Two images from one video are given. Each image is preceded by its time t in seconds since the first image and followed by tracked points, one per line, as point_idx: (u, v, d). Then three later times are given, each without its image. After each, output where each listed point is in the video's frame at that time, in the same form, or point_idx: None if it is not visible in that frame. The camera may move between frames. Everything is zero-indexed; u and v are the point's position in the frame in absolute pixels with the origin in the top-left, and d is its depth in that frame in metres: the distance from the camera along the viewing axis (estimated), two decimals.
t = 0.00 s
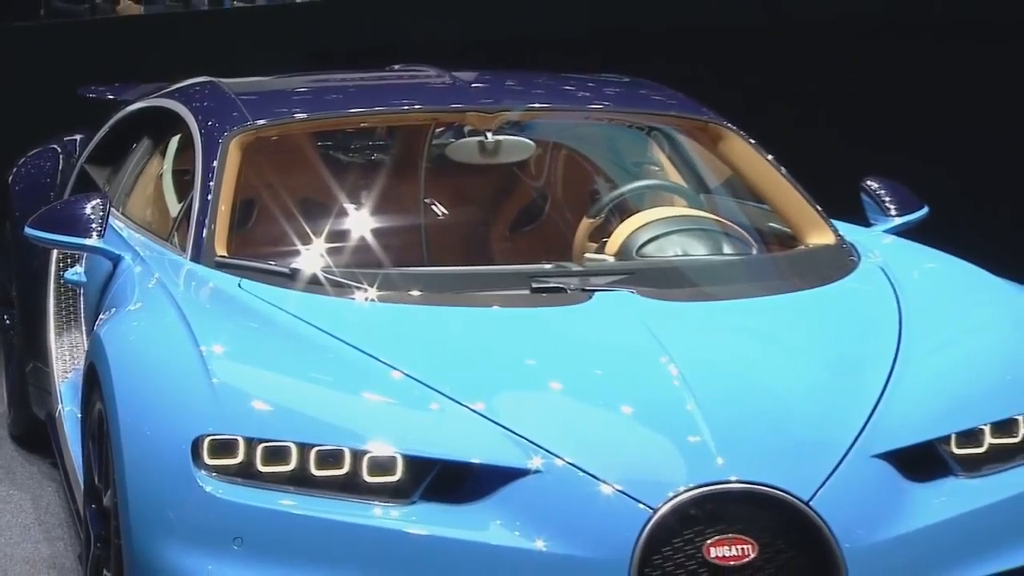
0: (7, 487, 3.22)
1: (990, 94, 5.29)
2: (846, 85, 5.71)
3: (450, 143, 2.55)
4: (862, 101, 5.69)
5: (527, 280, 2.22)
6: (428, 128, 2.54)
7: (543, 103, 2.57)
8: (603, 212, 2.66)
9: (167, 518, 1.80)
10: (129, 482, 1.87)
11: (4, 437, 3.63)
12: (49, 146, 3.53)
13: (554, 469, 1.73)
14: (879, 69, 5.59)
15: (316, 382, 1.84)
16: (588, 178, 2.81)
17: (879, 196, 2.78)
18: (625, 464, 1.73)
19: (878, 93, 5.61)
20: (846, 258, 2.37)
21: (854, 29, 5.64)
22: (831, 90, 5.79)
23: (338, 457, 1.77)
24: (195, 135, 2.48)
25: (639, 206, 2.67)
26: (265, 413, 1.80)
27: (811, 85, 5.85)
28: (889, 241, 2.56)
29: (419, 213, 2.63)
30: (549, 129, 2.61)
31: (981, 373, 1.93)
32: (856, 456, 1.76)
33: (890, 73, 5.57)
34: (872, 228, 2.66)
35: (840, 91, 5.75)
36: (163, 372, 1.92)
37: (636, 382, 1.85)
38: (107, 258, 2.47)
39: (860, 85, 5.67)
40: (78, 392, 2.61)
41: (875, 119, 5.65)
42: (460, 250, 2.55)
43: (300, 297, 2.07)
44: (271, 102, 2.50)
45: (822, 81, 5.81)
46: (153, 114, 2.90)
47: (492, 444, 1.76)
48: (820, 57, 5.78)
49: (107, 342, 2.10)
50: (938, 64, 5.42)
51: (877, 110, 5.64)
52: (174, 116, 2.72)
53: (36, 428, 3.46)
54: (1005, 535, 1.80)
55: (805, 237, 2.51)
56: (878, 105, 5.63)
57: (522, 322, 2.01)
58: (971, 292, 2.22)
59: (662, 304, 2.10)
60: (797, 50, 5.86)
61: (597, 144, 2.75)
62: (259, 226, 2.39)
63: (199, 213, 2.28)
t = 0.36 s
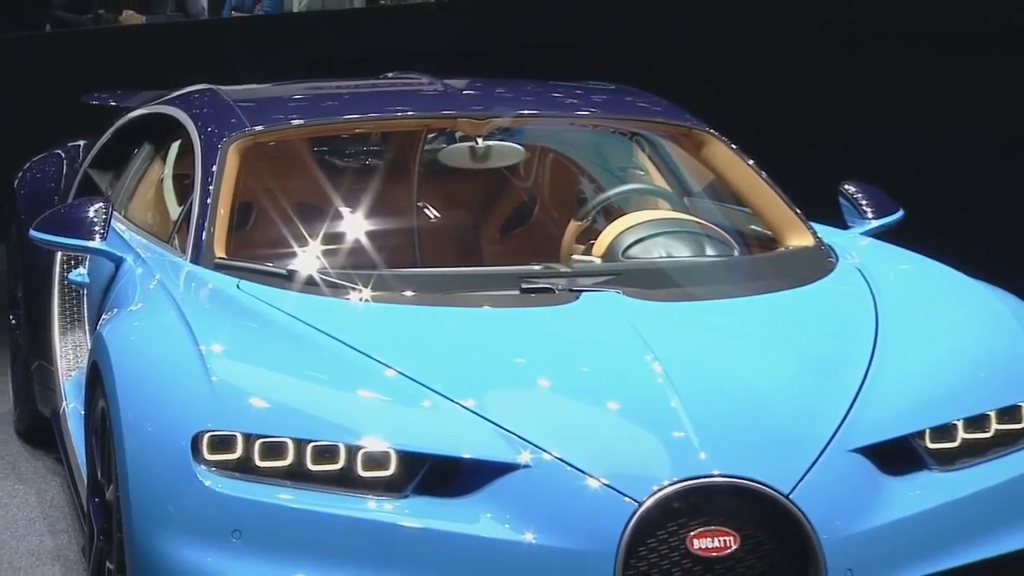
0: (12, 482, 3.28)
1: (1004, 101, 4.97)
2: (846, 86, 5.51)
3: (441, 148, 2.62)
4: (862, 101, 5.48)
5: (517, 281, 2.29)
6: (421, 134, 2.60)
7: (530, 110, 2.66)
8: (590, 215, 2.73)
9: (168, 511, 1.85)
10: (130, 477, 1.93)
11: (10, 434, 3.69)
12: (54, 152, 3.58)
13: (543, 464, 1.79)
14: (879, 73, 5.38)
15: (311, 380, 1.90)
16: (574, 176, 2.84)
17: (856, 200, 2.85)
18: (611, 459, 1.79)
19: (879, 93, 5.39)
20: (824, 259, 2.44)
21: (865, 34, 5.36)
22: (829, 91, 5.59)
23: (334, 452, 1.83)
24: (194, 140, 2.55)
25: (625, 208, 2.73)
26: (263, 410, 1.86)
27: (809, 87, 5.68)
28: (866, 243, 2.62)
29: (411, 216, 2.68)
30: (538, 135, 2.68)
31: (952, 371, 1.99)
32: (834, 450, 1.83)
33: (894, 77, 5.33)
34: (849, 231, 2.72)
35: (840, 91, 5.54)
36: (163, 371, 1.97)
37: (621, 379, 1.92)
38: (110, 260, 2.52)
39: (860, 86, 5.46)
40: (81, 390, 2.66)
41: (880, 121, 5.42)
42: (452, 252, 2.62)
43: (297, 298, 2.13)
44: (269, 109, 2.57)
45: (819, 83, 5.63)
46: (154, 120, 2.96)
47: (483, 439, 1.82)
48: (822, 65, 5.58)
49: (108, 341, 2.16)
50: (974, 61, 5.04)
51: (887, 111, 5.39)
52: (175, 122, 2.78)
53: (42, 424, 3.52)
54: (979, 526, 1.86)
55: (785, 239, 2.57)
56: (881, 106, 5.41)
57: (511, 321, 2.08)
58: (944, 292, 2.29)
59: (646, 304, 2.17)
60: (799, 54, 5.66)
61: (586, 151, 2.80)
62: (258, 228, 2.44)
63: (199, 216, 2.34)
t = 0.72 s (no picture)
0: (13, 477, 3.34)
1: (1001, 108, 4.61)
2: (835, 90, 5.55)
3: (428, 153, 2.69)
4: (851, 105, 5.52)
5: (502, 282, 2.35)
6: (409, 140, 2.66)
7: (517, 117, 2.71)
8: (574, 219, 2.80)
9: (164, 505, 1.91)
10: (128, 472, 1.99)
11: (10, 431, 3.74)
12: (54, 157, 3.64)
13: (527, 459, 1.85)
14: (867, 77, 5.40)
15: (303, 378, 1.96)
16: (555, 179, 2.91)
17: (829, 204, 2.91)
18: (593, 454, 1.85)
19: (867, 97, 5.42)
20: (799, 261, 2.51)
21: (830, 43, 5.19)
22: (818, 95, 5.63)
23: (325, 448, 1.89)
24: (190, 146, 2.62)
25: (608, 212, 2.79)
26: (256, 407, 1.92)
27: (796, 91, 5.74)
28: (839, 246, 2.69)
29: (399, 220, 2.74)
30: (523, 140, 2.74)
31: (921, 369, 2.06)
32: (808, 445, 1.89)
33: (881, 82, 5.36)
34: (822, 234, 2.79)
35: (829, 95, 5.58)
36: (160, 369, 2.04)
37: (603, 377, 1.98)
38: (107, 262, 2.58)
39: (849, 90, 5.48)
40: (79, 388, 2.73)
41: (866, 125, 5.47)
42: (440, 255, 2.69)
43: (289, 299, 2.20)
44: (262, 116, 2.64)
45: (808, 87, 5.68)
46: (150, 126, 3.02)
47: (469, 435, 1.88)
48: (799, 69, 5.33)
49: (106, 341, 2.22)
50: (967, 68, 4.70)
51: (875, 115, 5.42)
52: (171, 127, 2.84)
53: (42, 421, 3.57)
54: (949, 517, 1.92)
55: (760, 241, 2.64)
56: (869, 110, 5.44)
57: (496, 321, 2.14)
58: (914, 293, 2.35)
59: (628, 305, 2.23)
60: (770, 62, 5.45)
61: (570, 158, 2.88)
62: (251, 231, 2.50)
63: (194, 220, 2.41)
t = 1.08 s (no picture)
0: (12, 474, 3.38)
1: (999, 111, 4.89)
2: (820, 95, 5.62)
3: (416, 159, 2.74)
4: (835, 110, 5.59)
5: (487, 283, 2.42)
6: (397, 146, 2.74)
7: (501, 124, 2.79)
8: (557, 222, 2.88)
9: (158, 500, 1.97)
10: (123, 469, 2.04)
11: (9, 429, 3.79)
12: (51, 162, 3.69)
13: (512, 455, 1.90)
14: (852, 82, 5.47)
15: (295, 377, 2.01)
16: (538, 180, 2.96)
17: (804, 207, 2.98)
18: (577, 450, 1.91)
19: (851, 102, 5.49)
20: (775, 263, 2.58)
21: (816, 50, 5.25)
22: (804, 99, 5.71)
23: (315, 445, 1.94)
24: (184, 152, 2.69)
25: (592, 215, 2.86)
26: (248, 405, 1.97)
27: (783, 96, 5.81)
28: (814, 247, 2.76)
29: (388, 224, 2.79)
30: (507, 146, 2.82)
31: (893, 368, 2.12)
32: (785, 441, 1.95)
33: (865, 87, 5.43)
34: (797, 236, 2.86)
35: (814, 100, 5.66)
36: (155, 369, 2.09)
37: (585, 375, 2.04)
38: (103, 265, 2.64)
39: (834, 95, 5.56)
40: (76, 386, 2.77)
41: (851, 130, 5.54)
42: (427, 259, 2.72)
43: (280, 300, 2.25)
44: (254, 122, 2.71)
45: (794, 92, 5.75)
46: (146, 131, 3.07)
47: (455, 432, 1.93)
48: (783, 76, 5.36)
49: (102, 341, 2.27)
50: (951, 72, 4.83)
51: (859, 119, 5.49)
52: (165, 133, 2.89)
53: (40, 419, 3.62)
54: (919, 511, 1.98)
55: (737, 243, 2.71)
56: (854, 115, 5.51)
57: (482, 321, 2.20)
58: (886, 294, 2.42)
59: (611, 305, 2.29)
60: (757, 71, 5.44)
61: (553, 162, 2.94)
62: (243, 234, 2.56)
63: (189, 224, 2.47)
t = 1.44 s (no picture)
0: (9, 471, 3.43)
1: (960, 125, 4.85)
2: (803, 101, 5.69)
3: (402, 164, 2.83)
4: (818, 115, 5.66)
5: (471, 285, 2.47)
6: (383, 152, 2.82)
7: (484, 130, 2.86)
8: (539, 224, 2.94)
9: (151, 497, 2.02)
10: (117, 467, 2.10)
11: (6, 428, 3.83)
12: (47, 167, 3.74)
13: (496, 453, 1.96)
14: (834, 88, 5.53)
15: (284, 376, 2.07)
16: (518, 182, 3.01)
17: (779, 211, 3.04)
18: (560, 447, 1.96)
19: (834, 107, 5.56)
20: (751, 265, 2.65)
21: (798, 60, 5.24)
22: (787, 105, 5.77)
23: (304, 443, 1.99)
24: (176, 158, 2.75)
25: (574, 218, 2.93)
26: (239, 404, 2.02)
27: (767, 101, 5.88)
28: (789, 250, 2.82)
29: (375, 227, 2.81)
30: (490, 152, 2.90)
31: (866, 367, 2.18)
32: (760, 438, 2.01)
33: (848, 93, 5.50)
34: (773, 240, 2.92)
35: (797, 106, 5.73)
36: (148, 369, 2.14)
37: (567, 375, 2.09)
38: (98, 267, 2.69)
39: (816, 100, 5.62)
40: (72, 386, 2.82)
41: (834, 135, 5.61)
42: (413, 261, 2.78)
43: (270, 301, 2.31)
44: (245, 129, 2.78)
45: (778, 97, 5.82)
46: (139, 137, 3.12)
47: (441, 430, 1.98)
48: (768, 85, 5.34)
49: (96, 342, 2.32)
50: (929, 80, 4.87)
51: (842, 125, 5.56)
52: (158, 139, 2.95)
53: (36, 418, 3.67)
54: (891, 506, 2.05)
55: (715, 247, 2.78)
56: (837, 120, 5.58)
57: (467, 322, 2.26)
58: (859, 295, 2.48)
59: (592, 306, 2.35)
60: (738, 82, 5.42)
61: (535, 167, 3.00)
62: (235, 238, 2.61)
63: (181, 228, 2.53)
